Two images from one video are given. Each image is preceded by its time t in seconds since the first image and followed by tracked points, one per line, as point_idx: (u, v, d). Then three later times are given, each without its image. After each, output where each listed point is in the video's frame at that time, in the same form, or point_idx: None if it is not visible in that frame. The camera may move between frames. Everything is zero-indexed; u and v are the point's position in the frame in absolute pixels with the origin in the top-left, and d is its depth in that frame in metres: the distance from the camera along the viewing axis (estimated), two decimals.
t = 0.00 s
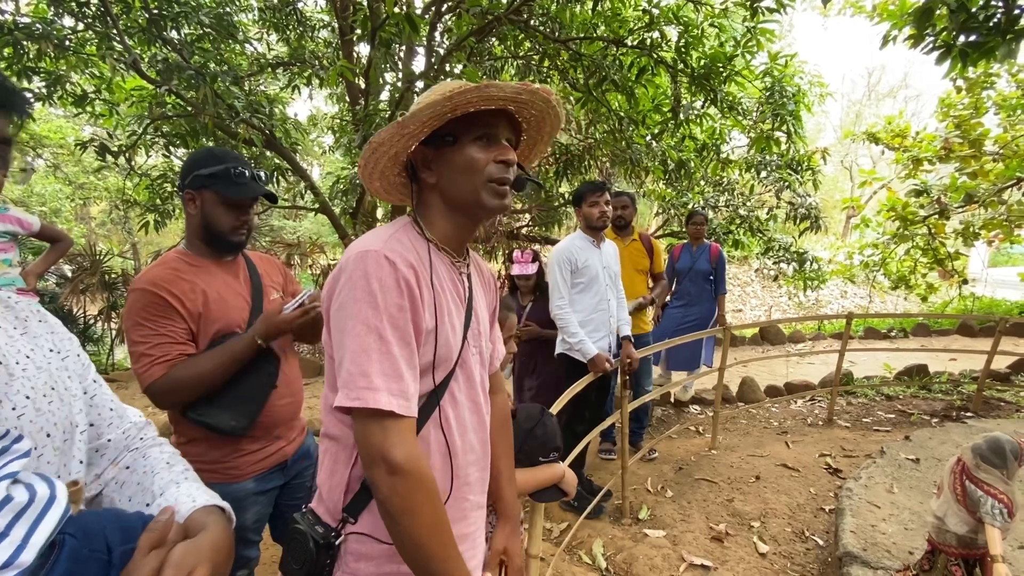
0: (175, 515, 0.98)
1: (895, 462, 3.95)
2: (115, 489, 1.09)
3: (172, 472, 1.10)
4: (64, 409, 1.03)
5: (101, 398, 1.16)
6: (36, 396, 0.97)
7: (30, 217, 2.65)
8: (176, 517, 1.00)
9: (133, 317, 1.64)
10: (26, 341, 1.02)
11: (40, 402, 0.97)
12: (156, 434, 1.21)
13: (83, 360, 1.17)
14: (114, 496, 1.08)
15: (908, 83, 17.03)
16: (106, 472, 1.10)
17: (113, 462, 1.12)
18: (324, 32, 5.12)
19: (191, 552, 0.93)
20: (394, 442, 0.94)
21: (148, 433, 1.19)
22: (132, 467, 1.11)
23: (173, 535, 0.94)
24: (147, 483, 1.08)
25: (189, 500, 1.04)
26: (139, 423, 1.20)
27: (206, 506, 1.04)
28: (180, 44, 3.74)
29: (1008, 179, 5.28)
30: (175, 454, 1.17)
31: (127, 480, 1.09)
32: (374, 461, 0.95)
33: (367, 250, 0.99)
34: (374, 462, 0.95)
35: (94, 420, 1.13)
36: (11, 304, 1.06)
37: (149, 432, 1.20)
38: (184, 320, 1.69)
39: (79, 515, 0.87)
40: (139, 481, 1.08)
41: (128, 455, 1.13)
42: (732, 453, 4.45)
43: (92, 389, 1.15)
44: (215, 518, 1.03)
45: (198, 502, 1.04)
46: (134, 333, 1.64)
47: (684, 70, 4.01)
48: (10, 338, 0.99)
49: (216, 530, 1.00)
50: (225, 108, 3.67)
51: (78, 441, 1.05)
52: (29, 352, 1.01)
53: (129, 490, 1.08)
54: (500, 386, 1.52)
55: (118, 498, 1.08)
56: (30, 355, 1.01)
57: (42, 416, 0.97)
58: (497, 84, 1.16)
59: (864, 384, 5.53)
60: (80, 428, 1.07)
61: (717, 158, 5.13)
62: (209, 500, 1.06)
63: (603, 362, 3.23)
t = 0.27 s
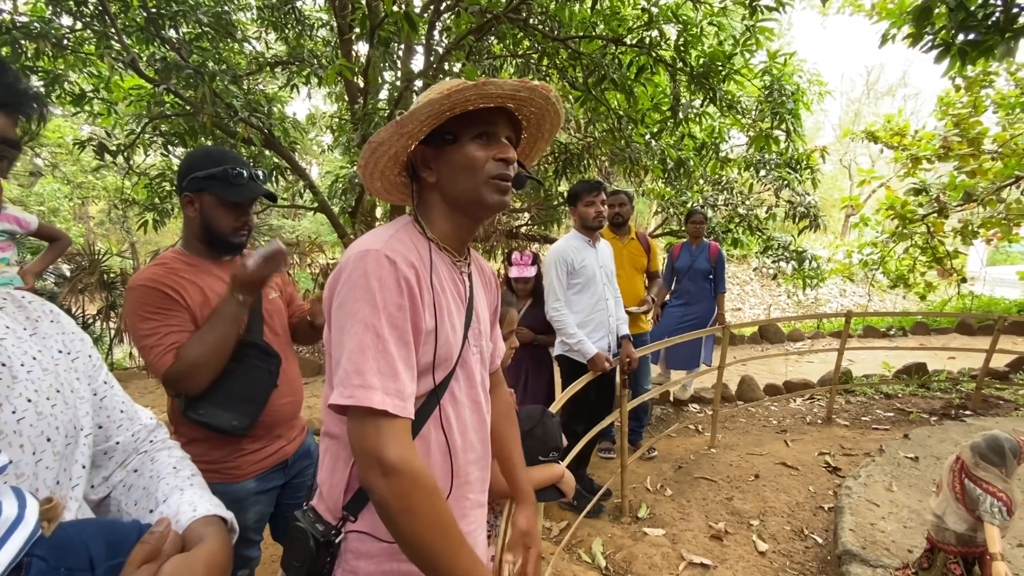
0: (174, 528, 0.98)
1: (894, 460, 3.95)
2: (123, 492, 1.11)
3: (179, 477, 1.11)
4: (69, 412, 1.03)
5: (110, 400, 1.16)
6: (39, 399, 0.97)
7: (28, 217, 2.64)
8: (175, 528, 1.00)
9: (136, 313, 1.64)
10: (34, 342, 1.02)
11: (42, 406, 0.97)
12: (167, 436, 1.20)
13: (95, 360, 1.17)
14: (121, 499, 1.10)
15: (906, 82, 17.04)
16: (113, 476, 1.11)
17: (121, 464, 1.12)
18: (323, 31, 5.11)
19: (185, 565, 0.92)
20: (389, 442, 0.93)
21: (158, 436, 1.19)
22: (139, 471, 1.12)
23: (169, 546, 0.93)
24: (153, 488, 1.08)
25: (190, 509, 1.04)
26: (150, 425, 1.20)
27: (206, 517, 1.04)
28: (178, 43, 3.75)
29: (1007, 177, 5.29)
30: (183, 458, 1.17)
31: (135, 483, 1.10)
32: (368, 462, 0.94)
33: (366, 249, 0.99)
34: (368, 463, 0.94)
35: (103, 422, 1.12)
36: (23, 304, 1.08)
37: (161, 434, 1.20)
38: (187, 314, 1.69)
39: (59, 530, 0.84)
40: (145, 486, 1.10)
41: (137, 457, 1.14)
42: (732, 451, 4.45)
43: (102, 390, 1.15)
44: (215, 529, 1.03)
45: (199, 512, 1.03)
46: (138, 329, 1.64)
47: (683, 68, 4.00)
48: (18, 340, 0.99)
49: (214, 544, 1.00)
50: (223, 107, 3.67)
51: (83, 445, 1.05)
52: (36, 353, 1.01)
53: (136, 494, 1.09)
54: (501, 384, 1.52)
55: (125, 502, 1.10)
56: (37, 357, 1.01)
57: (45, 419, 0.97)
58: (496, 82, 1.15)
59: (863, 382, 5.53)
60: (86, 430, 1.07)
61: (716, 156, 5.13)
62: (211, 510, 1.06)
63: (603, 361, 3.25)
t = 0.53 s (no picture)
0: (174, 529, 0.99)
1: (894, 459, 3.95)
2: (124, 495, 1.11)
3: (179, 479, 1.11)
4: (70, 413, 1.03)
5: (112, 401, 1.16)
6: (39, 401, 0.97)
7: (28, 217, 2.64)
8: (175, 530, 1.00)
9: (134, 298, 1.68)
10: (35, 343, 1.02)
11: (42, 408, 0.97)
12: (168, 437, 1.20)
13: (96, 362, 1.17)
14: (123, 501, 1.10)
15: (906, 81, 17.05)
16: (115, 477, 1.11)
17: (122, 466, 1.12)
18: (322, 31, 5.11)
19: (184, 568, 0.92)
20: (399, 440, 0.93)
21: (159, 437, 1.19)
22: (140, 472, 1.12)
23: (168, 548, 0.94)
24: (154, 490, 1.09)
25: (190, 512, 1.03)
26: (152, 426, 1.20)
27: (206, 519, 1.04)
28: (178, 43, 3.76)
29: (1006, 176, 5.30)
30: (184, 459, 1.17)
31: (135, 485, 1.11)
32: (380, 461, 0.94)
33: (371, 249, 0.99)
34: (379, 461, 0.94)
35: (104, 423, 1.13)
36: (27, 306, 1.08)
37: (162, 435, 1.20)
38: (184, 294, 1.71)
39: (59, 531, 0.85)
40: (146, 487, 1.10)
41: (137, 459, 1.14)
42: (731, 450, 4.46)
43: (104, 391, 1.15)
44: (216, 531, 1.03)
45: (199, 514, 1.03)
46: (138, 314, 1.66)
47: (683, 68, 4.00)
48: (18, 341, 0.99)
49: (214, 545, 1.00)
50: (222, 107, 3.67)
51: (83, 446, 1.05)
52: (37, 354, 1.01)
53: (137, 496, 1.10)
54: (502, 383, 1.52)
55: (125, 504, 1.10)
56: (38, 359, 1.01)
57: (46, 421, 0.97)
58: (503, 88, 1.16)
59: (862, 382, 5.54)
60: (87, 432, 1.07)
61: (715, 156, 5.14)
62: (211, 512, 1.06)
63: (603, 361, 3.26)
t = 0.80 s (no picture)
0: (172, 524, 0.98)
1: (893, 459, 3.96)
2: (113, 495, 1.10)
3: (171, 477, 1.11)
4: (63, 413, 1.03)
5: (101, 402, 1.16)
6: (34, 400, 0.96)
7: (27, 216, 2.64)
8: (172, 526, 0.99)
9: (135, 300, 1.68)
10: (26, 344, 1.01)
11: (37, 407, 0.97)
12: (156, 439, 1.21)
13: (83, 363, 1.17)
14: (112, 501, 1.10)
15: (905, 81, 17.05)
16: (104, 478, 1.11)
17: (111, 467, 1.12)
18: (322, 31, 5.10)
19: (184, 564, 0.92)
20: (394, 442, 0.93)
21: (147, 439, 1.20)
22: (130, 472, 1.12)
23: (169, 543, 0.94)
24: (145, 489, 1.08)
25: (186, 508, 1.03)
26: (139, 428, 1.21)
27: (202, 515, 1.03)
28: (177, 43, 3.76)
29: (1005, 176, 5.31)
30: (173, 459, 1.18)
31: (125, 486, 1.10)
32: (375, 462, 0.93)
33: (373, 250, 0.99)
34: (374, 462, 0.94)
35: (94, 424, 1.13)
36: (15, 307, 1.06)
37: (149, 437, 1.21)
38: (187, 295, 1.71)
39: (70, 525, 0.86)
40: (137, 487, 1.09)
41: (126, 460, 1.14)
42: (731, 450, 4.46)
43: (93, 393, 1.15)
44: (213, 527, 1.03)
45: (195, 511, 1.03)
46: (138, 315, 1.66)
47: (682, 68, 4.00)
48: (10, 340, 0.98)
49: (212, 540, 1.00)
50: (222, 106, 3.67)
51: (75, 446, 1.05)
52: (29, 354, 1.00)
53: (127, 497, 1.09)
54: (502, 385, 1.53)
55: (115, 504, 1.09)
56: (30, 358, 1.00)
57: (41, 421, 0.97)
58: (506, 89, 1.16)
59: (862, 381, 5.54)
60: (78, 432, 1.07)
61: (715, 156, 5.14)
62: (207, 509, 1.06)
63: (603, 361, 3.27)
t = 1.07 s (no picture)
0: (170, 517, 0.98)
1: (893, 459, 3.96)
2: (102, 494, 1.09)
3: (163, 475, 1.11)
4: (55, 412, 1.03)
5: (89, 402, 1.16)
6: (28, 398, 0.96)
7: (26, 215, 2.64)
8: (170, 520, 0.99)
9: (136, 300, 1.68)
10: (17, 343, 1.00)
11: (33, 405, 0.96)
12: (144, 439, 1.21)
13: (71, 364, 1.16)
14: (102, 500, 1.08)
15: (905, 81, 17.05)
16: (94, 477, 1.11)
17: (100, 466, 1.12)
18: (322, 30, 5.09)
19: (188, 554, 0.93)
20: (363, 437, 0.91)
21: (135, 438, 1.19)
22: (119, 471, 1.11)
23: (170, 536, 0.94)
24: (137, 487, 1.08)
25: (182, 503, 1.03)
26: (127, 428, 1.21)
27: (199, 509, 1.03)
28: (177, 42, 3.76)
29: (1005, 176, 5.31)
30: (163, 457, 1.17)
31: (115, 484, 1.09)
32: (344, 461, 0.92)
33: (371, 249, 1.00)
34: (344, 461, 0.92)
35: (83, 424, 1.13)
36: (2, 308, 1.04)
37: (137, 437, 1.21)
38: (187, 295, 1.71)
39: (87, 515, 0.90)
40: (128, 485, 1.08)
41: (115, 459, 1.13)
42: (731, 450, 4.46)
43: (81, 392, 1.15)
44: (211, 520, 1.03)
45: (192, 505, 1.03)
46: (139, 315, 1.67)
47: (682, 67, 3.99)
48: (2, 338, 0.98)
49: (211, 533, 1.00)
50: (222, 106, 3.68)
51: (69, 444, 1.05)
52: (20, 353, 0.99)
53: (118, 495, 1.08)
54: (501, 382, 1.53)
55: (106, 503, 1.08)
56: (21, 358, 0.99)
57: (36, 419, 0.96)
58: (506, 86, 1.15)
59: (862, 381, 5.54)
60: (71, 431, 1.07)
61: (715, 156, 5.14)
62: (202, 503, 1.05)
63: (603, 360, 3.27)
